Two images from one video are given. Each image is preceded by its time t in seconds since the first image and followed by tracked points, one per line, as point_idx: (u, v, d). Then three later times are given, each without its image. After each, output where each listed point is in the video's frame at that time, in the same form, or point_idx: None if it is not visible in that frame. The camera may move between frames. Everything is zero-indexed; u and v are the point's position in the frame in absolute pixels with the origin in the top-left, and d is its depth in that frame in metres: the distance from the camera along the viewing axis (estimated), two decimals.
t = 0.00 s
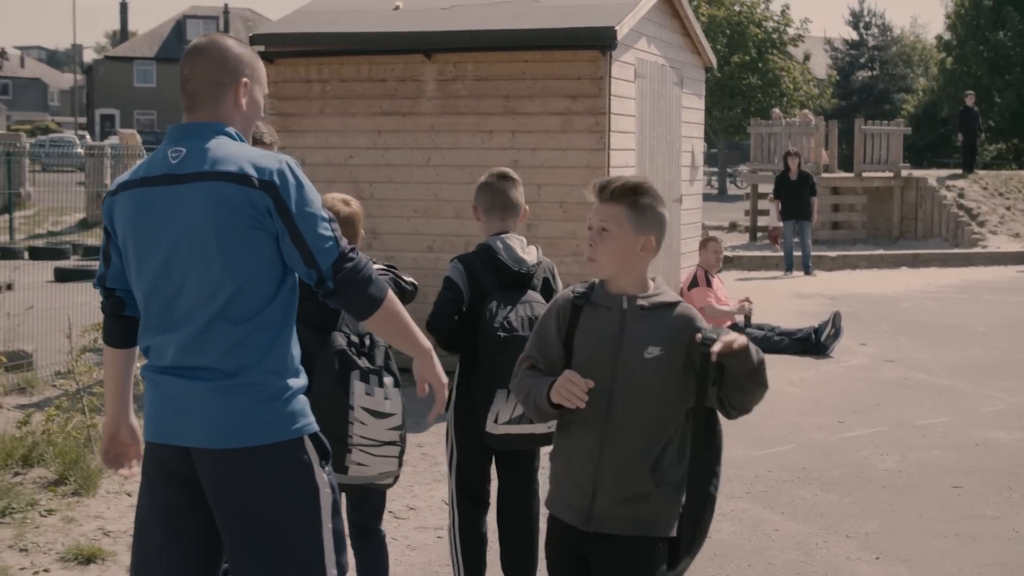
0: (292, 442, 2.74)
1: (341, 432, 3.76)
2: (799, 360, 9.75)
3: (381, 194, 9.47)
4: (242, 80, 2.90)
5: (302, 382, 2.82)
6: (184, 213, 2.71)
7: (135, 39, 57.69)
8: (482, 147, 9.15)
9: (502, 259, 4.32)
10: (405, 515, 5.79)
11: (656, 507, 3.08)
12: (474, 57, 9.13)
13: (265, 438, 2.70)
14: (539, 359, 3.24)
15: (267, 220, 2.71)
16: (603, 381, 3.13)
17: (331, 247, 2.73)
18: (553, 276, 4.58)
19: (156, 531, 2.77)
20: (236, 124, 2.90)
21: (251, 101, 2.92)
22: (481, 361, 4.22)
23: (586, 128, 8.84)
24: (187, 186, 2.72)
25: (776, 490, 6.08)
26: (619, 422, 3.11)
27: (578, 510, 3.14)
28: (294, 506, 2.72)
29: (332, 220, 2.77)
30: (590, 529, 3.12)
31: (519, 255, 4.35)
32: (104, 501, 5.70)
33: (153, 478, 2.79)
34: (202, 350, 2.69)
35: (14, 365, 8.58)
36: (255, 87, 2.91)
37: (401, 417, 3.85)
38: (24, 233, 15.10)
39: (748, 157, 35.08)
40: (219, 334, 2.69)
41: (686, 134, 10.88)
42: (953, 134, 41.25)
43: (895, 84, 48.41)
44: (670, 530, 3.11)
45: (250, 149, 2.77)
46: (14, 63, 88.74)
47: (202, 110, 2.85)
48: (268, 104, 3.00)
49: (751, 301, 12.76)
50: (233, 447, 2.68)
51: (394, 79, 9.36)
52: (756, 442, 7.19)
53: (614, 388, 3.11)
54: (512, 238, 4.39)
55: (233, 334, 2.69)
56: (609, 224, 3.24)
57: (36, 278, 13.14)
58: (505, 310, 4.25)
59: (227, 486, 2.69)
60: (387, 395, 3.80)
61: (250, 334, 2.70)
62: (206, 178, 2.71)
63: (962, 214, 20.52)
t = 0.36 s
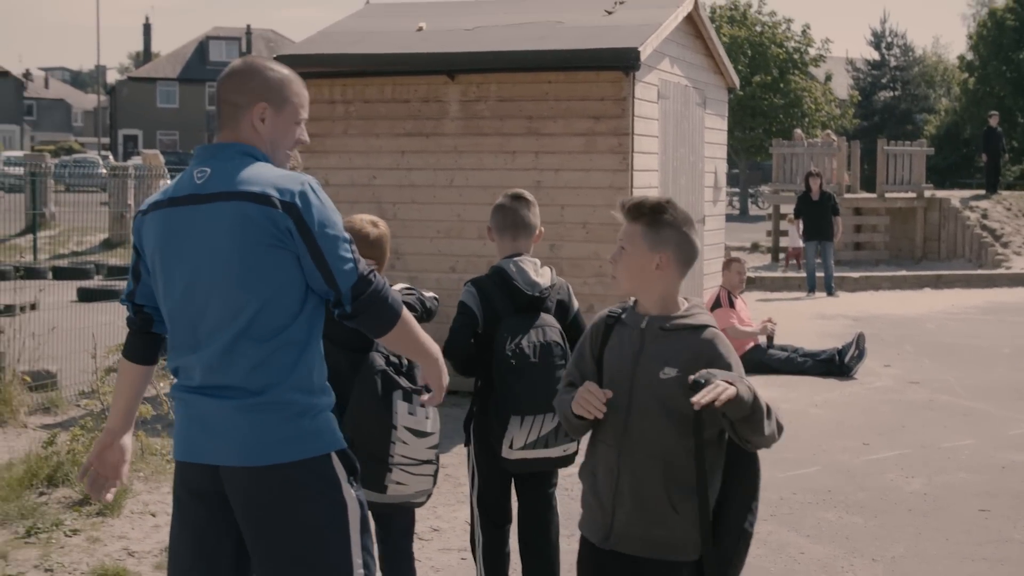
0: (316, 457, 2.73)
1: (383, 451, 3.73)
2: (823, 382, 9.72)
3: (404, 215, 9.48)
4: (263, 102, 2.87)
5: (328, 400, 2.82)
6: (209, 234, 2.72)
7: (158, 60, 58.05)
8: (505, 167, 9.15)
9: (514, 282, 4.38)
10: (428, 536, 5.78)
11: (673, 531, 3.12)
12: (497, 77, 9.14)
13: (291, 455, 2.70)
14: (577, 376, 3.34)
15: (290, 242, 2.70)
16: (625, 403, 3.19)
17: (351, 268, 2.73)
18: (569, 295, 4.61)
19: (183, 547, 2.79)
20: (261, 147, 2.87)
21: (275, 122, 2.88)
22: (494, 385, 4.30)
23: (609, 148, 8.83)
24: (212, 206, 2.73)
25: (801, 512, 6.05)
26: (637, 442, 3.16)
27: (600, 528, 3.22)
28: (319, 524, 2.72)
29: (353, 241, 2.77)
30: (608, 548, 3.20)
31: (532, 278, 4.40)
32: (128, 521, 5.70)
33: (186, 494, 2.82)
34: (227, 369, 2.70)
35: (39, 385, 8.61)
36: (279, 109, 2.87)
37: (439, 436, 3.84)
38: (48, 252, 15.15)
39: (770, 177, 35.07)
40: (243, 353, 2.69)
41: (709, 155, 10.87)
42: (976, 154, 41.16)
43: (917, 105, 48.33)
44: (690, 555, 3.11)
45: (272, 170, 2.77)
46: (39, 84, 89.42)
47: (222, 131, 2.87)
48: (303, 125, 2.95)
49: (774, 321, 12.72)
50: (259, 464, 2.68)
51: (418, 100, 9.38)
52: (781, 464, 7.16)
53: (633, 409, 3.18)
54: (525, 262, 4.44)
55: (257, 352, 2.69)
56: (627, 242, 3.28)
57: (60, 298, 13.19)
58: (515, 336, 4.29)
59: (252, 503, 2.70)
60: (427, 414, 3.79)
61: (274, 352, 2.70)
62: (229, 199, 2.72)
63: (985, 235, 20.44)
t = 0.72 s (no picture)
0: (344, 474, 2.73)
1: (411, 468, 3.72)
2: (843, 401, 9.68)
3: (425, 231, 9.48)
4: (306, 123, 2.89)
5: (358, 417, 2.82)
6: (241, 250, 2.74)
7: (179, 76, 58.31)
8: (526, 184, 9.16)
9: (528, 296, 4.42)
10: (447, 552, 5.77)
11: (699, 546, 3.13)
12: (518, 94, 9.15)
13: (317, 469, 2.70)
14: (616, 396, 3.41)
15: (320, 260, 2.72)
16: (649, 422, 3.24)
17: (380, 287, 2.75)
18: (580, 308, 4.65)
19: (212, 564, 2.80)
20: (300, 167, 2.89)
21: (316, 144, 2.89)
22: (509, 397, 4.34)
23: (630, 165, 8.81)
24: (245, 223, 2.75)
25: (822, 532, 6.02)
26: (660, 460, 3.19)
27: (631, 543, 3.27)
28: (345, 539, 2.72)
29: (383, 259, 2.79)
30: (637, 562, 3.24)
31: (546, 292, 4.45)
32: (148, 535, 5.71)
33: (216, 508, 2.83)
34: (256, 384, 2.71)
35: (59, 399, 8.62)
36: (321, 130, 2.89)
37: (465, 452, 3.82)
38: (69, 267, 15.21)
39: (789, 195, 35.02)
40: (271, 368, 2.70)
41: (730, 173, 10.85)
42: (996, 173, 41.02)
43: (937, 123, 48.23)
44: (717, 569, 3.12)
45: (306, 188, 2.78)
46: (60, 99, 89.97)
47: (262, 147, 2.89)
48: (346, 149, 2.96)
49: (793, 339, 12.69)
50: (284, 478, 2.69)
51: (439, 117, 9.39)
52: (802, 483, 7.13)
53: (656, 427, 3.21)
54: (539, 276, 4.49)
55: (285, 367, 2.69)
56: (658, 260, 3.30)
57: (80, 312, 13.23)
58: (531, 349, 4.35)
59: (280, 520, 2.71)
60: (455, 431, 3.77)
61: (303, 368, 2.71)
62: (262, 216, 2.73)
63: (1006, 254, 20.36)
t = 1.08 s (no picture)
0: (379, 498, 2.76)
1: (435, 484, 3.72)
2: (862, 422, 9.64)
3: (443, 249, 9.50)
4: (357, 146, 2.94)
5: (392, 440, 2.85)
6: (287, 268, 2.78)
7: (199, 93, 58.54)
8: (544, 203, 9.16)
9: (541, 313, 4.43)
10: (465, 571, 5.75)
11: (722, 563, 3.16)
12: (537, 113, 9.16)
13: (353, 490, 2.72)
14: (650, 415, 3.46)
15: (368, 283, 2.77)
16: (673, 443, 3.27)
17: (424, 311, 2.81)
18: (588, 325, 4.72)
19: None
20: (349, 188, 2.94)
21: (366, 167, 2.95)
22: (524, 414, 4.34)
23: (649, 184, 8.80)
24: (293, 242, 2.79)
25: (842, 553, 5.99)
26: (682, 479, 3.23)
27: (659, 559, 3.32)
28: (376, 559, 2.74)
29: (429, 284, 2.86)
30: None
31: (557, 309, 4.46)
32: (167, 552, 5.71)
33: (246, 528, 2.84)
34: (296, 402, 2.73)
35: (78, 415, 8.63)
36: (372, 154, 2.94)
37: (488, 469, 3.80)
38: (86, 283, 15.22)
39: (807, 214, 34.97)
40: (313, 386, 2.72)
41: (749, 192, 10.84)
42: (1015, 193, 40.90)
43: (956, 142, 48.15)
44: None
45: (356, 211, 2.84)
46: (80, 116, 90.45)
47: (313, 166, 2.95)
48: (395, 171, 3.01)
49: (812, 359, 12.65)
50: (320, 497, 2.71)
51: (458, 135, 9.40)
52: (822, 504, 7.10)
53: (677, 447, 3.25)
54: (549, 293, 4.50)
55: (327, 387, 2.72)
56: (687, 282, 3.32)
57: (98, 328, 13.26)
58: (547, 364, 4.36)
59: (314, 546, 2.72)
60: (479, 447, 3.75)
61: (344, 389, 2.74)
62: (311, 236, 2.78)
63: None
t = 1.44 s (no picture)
0: (419, 520, 2.79)
1: (453, 503, 3.69)
2: (876, 439, 9.62)
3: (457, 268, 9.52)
4: (415, 168, 3.00)
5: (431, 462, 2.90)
6: (338, 287, 2.82)
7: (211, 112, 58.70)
8: (557, 220, 9.17)
9: (548, 332, 4.43)
10: None
11: (733, 569, 3.23)
12: (550, 132, 9.16)
13: (393, 511, 2.76)
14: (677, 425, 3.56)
15: (419, 308, 2.83)
16: (694, 453, 3.35)
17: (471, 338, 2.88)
18: (594, 344, 4.72)
19: None
20: (404, 209, 3.00)
21: (423, 189, 3.01)
22: (537, 434, 4.32)
23: (662, 203, 8.80)
24: (345, 262, 2.84)
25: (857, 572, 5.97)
26: (701, 489, 3.29)
27: (677, 562, 3.40)
28: None
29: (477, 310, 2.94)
30: None
31: (564, 328, 4.47)
32: (181, 571, 5.71)
33: (283, 544, 2.86)
34: (341, 421, 2.77)
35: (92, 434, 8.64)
36: (429, 176, 3.00)
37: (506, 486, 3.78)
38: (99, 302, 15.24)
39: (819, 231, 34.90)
40: (358, 407, 2.76)
41: (762, 210, 10.83)
42: None
43: (968, 159, 48.09)
44: None
45: (409, 235, 2.91)
46: (94, 135, 90.79)
47: (369, 187, 3.01)
48: (447, 193, 3.07)
49: (825, 377, 12.62)
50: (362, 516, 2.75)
51: (471, 153, 9.42)
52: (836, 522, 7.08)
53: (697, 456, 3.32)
54: (555, 313, 4.50)
55: (372, 408, 2.76)
56: (701, 298, 3.39)
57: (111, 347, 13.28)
58: (558, 382, 4.37)
59: (354, 570, 2.76)
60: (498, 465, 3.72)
61: (389, 410, 2.78)
62: (364, 257, 2.83)
63: None
